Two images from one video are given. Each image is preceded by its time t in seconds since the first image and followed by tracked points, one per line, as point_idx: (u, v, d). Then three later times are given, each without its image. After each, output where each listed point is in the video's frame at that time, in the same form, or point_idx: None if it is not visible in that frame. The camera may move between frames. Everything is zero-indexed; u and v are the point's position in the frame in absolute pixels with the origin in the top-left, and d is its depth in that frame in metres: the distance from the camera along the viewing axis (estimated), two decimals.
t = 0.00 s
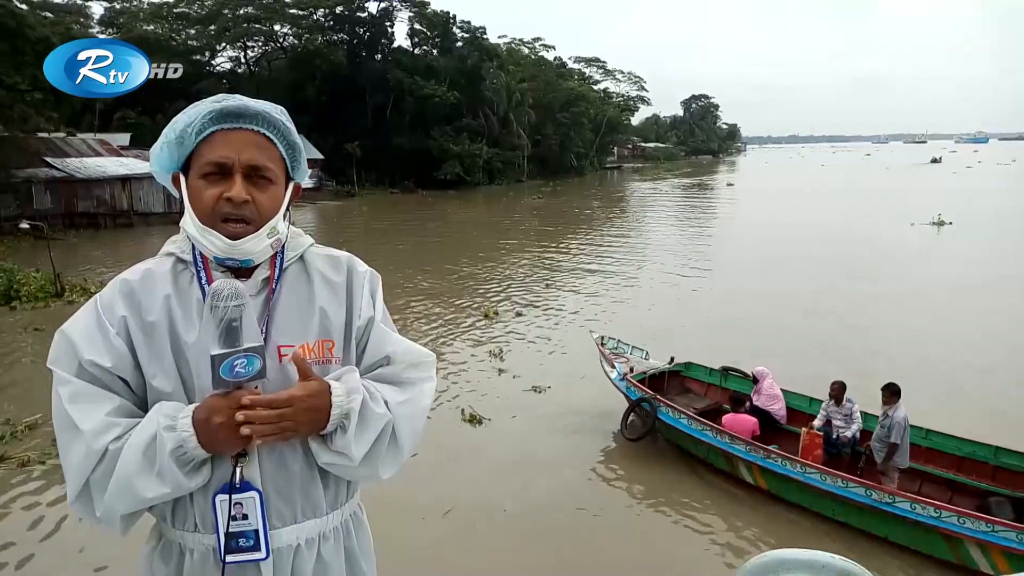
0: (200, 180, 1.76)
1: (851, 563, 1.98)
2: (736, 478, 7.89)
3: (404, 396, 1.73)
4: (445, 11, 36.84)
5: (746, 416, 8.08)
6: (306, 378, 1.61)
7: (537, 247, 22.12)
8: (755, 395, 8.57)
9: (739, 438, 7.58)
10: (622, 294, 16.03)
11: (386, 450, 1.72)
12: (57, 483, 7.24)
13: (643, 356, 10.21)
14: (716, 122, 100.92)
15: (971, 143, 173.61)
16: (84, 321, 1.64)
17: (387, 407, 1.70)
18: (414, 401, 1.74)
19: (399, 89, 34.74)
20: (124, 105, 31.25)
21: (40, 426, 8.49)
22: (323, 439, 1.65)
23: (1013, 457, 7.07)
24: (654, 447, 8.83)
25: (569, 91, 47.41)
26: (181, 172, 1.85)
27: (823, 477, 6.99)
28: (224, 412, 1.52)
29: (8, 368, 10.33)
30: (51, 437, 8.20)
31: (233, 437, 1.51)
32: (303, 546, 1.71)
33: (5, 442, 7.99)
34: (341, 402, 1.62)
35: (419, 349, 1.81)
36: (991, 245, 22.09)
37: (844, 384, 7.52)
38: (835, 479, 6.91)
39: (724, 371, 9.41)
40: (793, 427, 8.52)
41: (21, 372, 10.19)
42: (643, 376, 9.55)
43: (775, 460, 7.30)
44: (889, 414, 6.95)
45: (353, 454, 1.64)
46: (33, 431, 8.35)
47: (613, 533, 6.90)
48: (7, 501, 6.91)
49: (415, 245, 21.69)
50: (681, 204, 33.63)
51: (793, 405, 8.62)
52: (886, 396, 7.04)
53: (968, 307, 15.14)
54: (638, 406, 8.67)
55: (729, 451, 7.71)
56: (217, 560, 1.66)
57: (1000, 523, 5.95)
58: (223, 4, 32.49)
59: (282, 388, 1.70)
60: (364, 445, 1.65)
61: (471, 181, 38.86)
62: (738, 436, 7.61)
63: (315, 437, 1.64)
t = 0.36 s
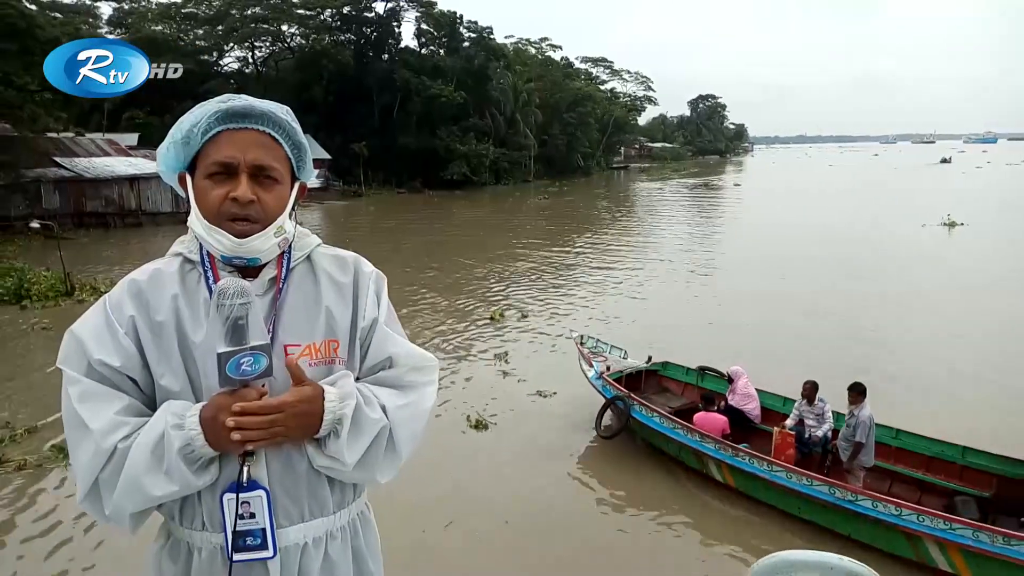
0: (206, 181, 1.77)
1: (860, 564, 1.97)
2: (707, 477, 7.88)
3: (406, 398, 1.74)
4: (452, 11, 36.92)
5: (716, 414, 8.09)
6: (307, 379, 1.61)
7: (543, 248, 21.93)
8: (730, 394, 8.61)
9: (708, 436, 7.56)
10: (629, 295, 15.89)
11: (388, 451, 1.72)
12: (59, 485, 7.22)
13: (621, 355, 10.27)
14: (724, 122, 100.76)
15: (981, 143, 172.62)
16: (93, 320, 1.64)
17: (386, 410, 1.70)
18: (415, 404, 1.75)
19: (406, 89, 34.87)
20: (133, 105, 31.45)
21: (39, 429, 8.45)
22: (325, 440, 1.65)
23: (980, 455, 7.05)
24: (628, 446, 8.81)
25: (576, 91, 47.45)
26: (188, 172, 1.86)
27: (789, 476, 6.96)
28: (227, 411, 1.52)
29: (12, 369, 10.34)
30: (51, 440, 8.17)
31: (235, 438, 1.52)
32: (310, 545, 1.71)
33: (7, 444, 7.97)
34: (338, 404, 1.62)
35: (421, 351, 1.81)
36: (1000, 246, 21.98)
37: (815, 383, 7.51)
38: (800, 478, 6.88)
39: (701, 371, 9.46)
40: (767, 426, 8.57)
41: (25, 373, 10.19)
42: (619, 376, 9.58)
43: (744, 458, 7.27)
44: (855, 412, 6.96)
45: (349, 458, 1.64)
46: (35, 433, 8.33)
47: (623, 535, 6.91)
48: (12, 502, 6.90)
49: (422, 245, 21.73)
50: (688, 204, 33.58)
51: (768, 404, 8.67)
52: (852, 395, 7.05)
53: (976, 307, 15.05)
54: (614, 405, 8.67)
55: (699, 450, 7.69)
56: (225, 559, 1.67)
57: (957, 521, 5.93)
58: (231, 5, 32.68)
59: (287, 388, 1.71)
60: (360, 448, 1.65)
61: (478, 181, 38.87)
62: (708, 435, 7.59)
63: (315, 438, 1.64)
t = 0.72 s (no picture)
0: (227, 180, 1.78)
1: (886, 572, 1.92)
2: (681, 474, 7.92)
3: (422, 397, 1.75)
4: (471, 11, 36.98)
5: (693, 415, 8.07)
6: (322, 377, 1.61)
7: (560, 249, 21.76)
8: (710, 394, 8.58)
9: (683, 434, 7.62)
10: (646, 297, 15.72)
11: (403, 450, 1.73)
12: (69, 487, 7.21)
13: (606, 356, 10.32)
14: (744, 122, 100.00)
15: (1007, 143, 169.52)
16: (115, 317, 1.67)
17: (402, 408, 1.70)
18: (432, 402, 1.75)
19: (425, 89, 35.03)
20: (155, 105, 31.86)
21: (47, 430, 8.43)
22: (341, 438, 1.66)
23: (954, 457, 7.05)
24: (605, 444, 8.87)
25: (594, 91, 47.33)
26: (209, 172, 1.87)
27: (761, 474, 7.02)
28: (246, 409, 1.53)
29: (28, 368, 10.42)
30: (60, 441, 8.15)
31: (253, 436, 1.53)
32: (327, 542, 1.72)
33: (16, 446, 7.95)
34: (354, 402, 1.63)
35: (437, 350, 1.81)
36: None
37: (794, 384, 7.43)
38: (771, 476, 6.94)
39: (682, 371, 9.50)
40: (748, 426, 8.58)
41: (40, 372, 10.26)
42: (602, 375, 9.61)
43: (717, 457, 7.32)
44: (828, 413, 7.00)
45: (366, 456, 1.64)
46: (44, 434, 8.32)
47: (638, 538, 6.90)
48: (34, 498, 6.99)
49: (440, 245, 21.78)
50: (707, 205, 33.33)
51: (748, 405, 8.71)
52: (824, 396, 7.11)
53: (998, 309, 14.88)
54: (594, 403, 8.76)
55: (674, 448, 7.74)
56: (244, 555, 1.68)
57: (921, 520, 5.99)
58: (252, 6, 33.01)
59: (305, 387, 1.71)
60: (376, 447, 1.66)
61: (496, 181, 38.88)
62: (683, 433, 7.64)
63: (331, 436, 1.65)
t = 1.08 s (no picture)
0: (240, 180, 1.80)
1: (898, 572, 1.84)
2: (657, 473, 7.93)
3: (434, 396, 1.75)
4: (483, 11, 37.00)
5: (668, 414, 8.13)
6: (335, 378, 1.62)
7: (570, 250, 21.66)
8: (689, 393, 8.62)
9: (659, 434, 7.67)
10: (656, 298, 15.61)
11: (415, 449, 1.74)
12: (72, 493, 7.14)
13: (587, 357, 10.40)
14: (756, 122, 99.52)
15: None
16: (131, 316, 1.69)
17: (415, 408, 1.71)
18: (444, 401, 1.76)
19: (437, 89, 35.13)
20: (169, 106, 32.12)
21: (50, 433, 8.37)
22: (354, 437, 1.67)
23: (927, 456, 7.09)
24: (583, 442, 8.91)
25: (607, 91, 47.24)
26: (221, 172, 1.89)
27: (732, 474, 7.04)
28: (260, 409, 1.55)
29: (39, 367, 10.48)
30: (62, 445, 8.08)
31: (267, 436, 1.54)
32: (340, 540, 1.73)
33: (19, 449, 7.89)
34: (368, 401, 1.64)
35: (447, 348, 1.82)
36: None
37: (769, 383, 7.60)
38: (742, 476, 6.95)
39: (663, 371, 9.53)
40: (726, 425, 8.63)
41: (50, 372, 10.30)
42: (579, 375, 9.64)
43: (690, 456, 7.36)
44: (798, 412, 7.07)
45: (379, 455, 1.65)
46: (47, 437, 8.26)
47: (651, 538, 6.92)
48: (49, 494, 7.09)
49: (451, 245, 21.83)
50: (719, 206, 33.17)
51: (727, 405, 8.71)
52: (795, 395, 7.15)
53: (1012, 310, 14.79)
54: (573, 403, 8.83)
55: (649, 447, 7.77)
56: (257, 553, 1.69)
57: (885, 518, 5.99)
58: (265, 7, 33.25)
59: (318, 386, 1.72)
60: (389, 447, 1.67)
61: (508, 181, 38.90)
62: (659, 433, 7.69)
63: (345, 435, 1.66)
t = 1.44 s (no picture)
0: (250, 180, 1.80)
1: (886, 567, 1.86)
2: (631, 472, 7.94)
3: (447, 394, 1.76)
4: (492, 11, 37.05)
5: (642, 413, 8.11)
6: (348, 377, 1.63)
7: (578, 251, 21.49)
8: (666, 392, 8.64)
9: (632, 433, 7.68)
10: (666, 301, 15.44)
11: (428, 446, 1.74)
12: (77, 494, 7.14)
13: (567, 355, 10.43)
14: (766, 122, 99.13)
15: None
16: (143, 315, 1.70)
17: (428, 406, 1.72)
18: (456, 399, 1.77)
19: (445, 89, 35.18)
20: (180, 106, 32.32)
21: (56, 432, 8.41)
22: (367, 436, 1.68)
23: (896, 453, 7.20)
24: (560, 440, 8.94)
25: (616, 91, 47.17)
26: (232, 173, 1.90)
27: (702, 472, 7.04)
28: (273, 409, 1.56)
29: (49, 366, 10.54)
30: (67, 446, 8.08)
31: (283, 433, 1.55)
32: (350, 538, 1.74)
33: (20, 451, 7.84)
34: (382, 400, 1.65)
35: (460, 347, 1.83)
36: None
37: (744, 381, 7.67)
38: (711, 474, 6.96)
39: (641, 369, 9.58)
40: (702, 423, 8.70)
41: (59, 371, 10.36)
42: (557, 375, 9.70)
43: (663, 455, 7.37)
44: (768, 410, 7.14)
45: (393, 453, 1.66)
46: (51, 439, 8.23)
47: (662, 538, 6.93)
48: (61, 491, 7.16)
49: (459, 245, 21.85)
50: (729, 206, 33.03)
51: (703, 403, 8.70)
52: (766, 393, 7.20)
53: None
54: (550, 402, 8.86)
55: (623, 446, 7.79)
56: (269, 550, 1.71)
57: (849, 516, 6.07)
58: (275, 7, 33.43)
59: (329, 385, 1.73)
60: (404, 444, 1.68)
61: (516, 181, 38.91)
62: (632, 432, 7.71)
63: (358, 434, 1.67)
